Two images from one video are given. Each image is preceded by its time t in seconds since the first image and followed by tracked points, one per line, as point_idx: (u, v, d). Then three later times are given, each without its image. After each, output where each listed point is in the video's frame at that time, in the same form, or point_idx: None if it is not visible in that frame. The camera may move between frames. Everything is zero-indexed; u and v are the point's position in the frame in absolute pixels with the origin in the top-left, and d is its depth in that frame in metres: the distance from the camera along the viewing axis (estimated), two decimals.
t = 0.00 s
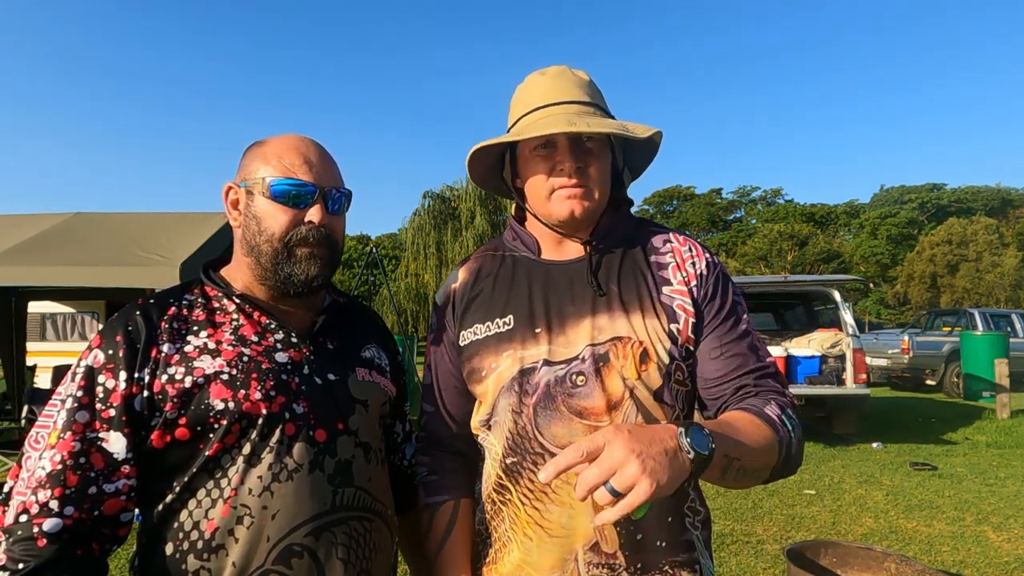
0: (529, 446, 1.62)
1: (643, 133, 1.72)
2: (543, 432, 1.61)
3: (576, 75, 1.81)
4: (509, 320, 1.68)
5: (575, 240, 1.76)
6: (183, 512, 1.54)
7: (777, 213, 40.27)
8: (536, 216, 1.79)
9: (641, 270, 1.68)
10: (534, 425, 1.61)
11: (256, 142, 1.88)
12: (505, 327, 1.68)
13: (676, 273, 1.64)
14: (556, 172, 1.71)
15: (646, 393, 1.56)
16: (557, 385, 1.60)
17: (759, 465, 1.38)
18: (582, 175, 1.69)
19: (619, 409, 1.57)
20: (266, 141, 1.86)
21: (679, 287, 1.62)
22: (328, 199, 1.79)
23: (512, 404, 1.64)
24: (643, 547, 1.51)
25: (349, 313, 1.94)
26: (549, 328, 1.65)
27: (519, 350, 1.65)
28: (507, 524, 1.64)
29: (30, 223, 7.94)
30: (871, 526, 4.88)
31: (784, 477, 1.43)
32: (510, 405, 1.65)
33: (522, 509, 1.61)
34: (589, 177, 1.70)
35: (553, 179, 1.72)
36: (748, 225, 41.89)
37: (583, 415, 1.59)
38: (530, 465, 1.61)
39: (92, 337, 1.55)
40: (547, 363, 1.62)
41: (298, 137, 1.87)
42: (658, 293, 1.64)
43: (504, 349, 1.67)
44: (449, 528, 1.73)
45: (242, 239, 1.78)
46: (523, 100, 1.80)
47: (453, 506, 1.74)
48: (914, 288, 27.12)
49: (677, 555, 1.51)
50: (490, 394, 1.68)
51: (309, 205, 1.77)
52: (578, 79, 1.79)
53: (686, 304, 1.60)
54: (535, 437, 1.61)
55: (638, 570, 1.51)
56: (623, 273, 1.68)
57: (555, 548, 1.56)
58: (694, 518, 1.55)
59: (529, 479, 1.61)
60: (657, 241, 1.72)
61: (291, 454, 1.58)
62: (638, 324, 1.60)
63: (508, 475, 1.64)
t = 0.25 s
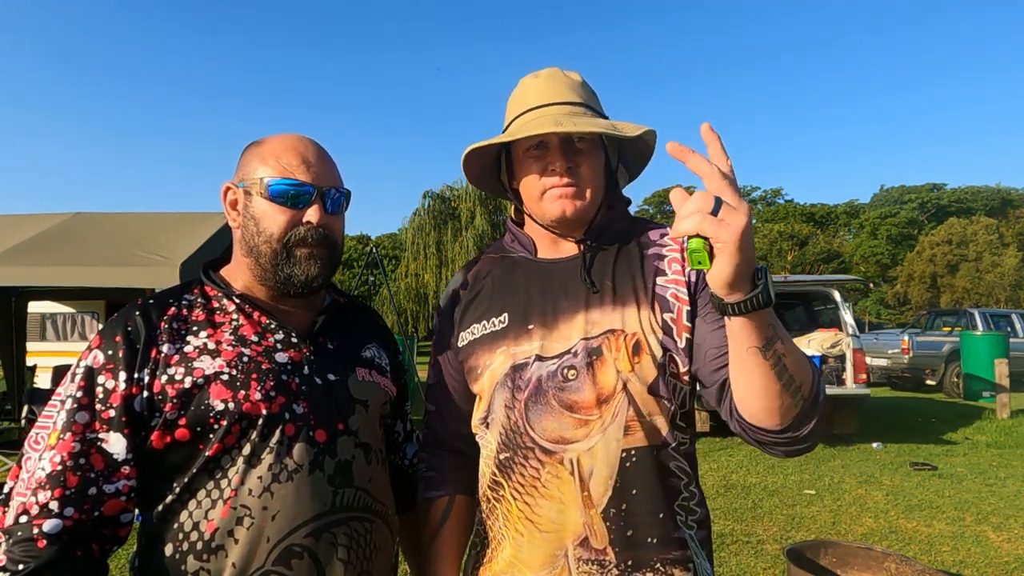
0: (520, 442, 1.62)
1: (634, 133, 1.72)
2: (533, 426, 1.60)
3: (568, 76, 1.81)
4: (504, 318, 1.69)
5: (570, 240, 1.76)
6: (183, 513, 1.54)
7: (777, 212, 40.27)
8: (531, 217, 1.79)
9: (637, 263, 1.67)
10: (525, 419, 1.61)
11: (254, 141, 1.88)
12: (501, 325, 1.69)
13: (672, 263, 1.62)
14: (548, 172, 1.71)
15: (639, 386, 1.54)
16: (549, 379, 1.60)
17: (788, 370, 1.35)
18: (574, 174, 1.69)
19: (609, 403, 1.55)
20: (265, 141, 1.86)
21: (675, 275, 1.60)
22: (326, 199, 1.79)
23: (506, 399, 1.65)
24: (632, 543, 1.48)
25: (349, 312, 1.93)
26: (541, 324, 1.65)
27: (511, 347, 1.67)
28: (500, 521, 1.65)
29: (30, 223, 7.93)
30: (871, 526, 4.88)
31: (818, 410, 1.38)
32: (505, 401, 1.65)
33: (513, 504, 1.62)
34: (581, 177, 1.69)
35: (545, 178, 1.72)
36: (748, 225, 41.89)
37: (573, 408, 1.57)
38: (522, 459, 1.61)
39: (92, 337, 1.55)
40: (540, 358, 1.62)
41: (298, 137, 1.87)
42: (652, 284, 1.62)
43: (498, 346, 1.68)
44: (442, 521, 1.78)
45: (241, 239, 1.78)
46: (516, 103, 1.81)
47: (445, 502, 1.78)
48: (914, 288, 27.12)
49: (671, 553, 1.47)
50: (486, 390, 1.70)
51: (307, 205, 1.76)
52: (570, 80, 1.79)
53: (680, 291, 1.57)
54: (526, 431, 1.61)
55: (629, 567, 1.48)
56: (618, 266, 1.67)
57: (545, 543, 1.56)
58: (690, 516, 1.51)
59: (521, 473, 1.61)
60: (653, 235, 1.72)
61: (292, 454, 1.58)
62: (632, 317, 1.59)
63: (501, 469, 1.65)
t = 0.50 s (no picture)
0: (520, 441, 1.62)
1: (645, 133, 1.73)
2: (532, 426, 1.60)
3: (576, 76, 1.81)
4: (505, 319, 1.70)
5: (576, 238, 1.78)
6: (183, 512, 1.54)
7: (777, 212, 40.26)
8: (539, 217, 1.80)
9: (639, 264, 1.66)
10: (524, 419, 1.62)
11: (251, 142, 1.88)
12: (502, 325, 1.70)
13: (673, 266, 1.61)
14: (560, 173, 1.71)
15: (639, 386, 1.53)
16: (548, 379, 1.60)
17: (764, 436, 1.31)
18: (587, 175, 1.69)
19: (609, 402, 1.54)
20: (261, 141, 1.86)
21: (676, 278, 1.59)
22: (322, 199, 1.79)
23: (506, 399, 1.65)
24: (629, 544, 1.48)
25: (349, 312, 1.94)
26: (542, 324, 1.65)
27: (512, 347, 1.67)
28: (500, 520, 1.66)
29: (30, 223, 7.93)
30: (871, 526, 4.88)
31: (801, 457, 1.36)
32: (505, 401, 1.65)
33: (513, 503, 1.62)
34: (594, 178, 1.70)
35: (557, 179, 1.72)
36: (748, 225, 41.89)
37: (572, 408, 1.57)
38: (521, 458, 1.61)
39: (91, 337, 1.55)
40: (540, 357, 1.62)
41: (293, 137, 1.87)
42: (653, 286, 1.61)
43: (499, 346, 1.69)
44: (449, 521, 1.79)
45: (239, 240, 1.78)
46: (525, 102, 1.80)
47: (451, 501, 1.79)
48: (914, 288, 27.12)
49: (668, 554, 1.47)
50: (488, 390, 1.70)
51: (302, 205, 1.76)
52: (578, 81, 1.79)
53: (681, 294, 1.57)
54: (525, 431, 1.61)
55: (626, 568, 1.48)
56: (619, 267, 1.66)
57: (542, 543, 1.56)
58: (690, 517, 1.51)
59: (520, 473, 1.61)
60: (654, 236, 1.70)
61: (292, 453, 1.58)
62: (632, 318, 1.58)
63: (502, 470, 1.65)
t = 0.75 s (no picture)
0: (520, 443, 1.62)
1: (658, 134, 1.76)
2: (532, 428, 1.61)
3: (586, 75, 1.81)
4: (505, 320, 1.71)
5: (577, 236, 1.78)
6: (183, 511, 1.54)
7: (777, 213, 40.26)
8: (547, 213, 1.79)
9: (638, 266, 1.65)
10: (525, 421, 1.62)
11: (246, 143, 1.88)
12: (501, 327, 1.70)
13: (673, 269, 1.61)
14: (580, 170, 1.70)
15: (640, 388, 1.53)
16: (548, 381, 1.60)
17: (760, 454, 1.33)
18: (606, 174, 1.70)
19: (609, 404, 1.55)
20: (255, 142, 1.86)
21: (676, 281, 1.59)
22: (314, 198, 1.79)
23: (506, 400, 1.65)
24: (630, 546, 1.48)
25: (349, 311, 1.93)
26: (542, 326, 1.65)
27: (513, 348, 1.67)
28: (501, 522, 1.66)
29: (30, 223, 7.93)
30: (871, 526, 4.88)
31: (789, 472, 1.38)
32: (506, 403, 1.65)
33: (514, 505, 1.62)
34: (611, 176, 1.71)
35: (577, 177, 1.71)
36: (748, 225, 41.89)
37: (571, 410, 1.57)
38: (522, 460, 1.62)
39: (89, 337, 1.55)
40: (540, 359, 1.62)
41: (287, 136, 1.86)
42: (653, 289, 1.61)
43: (500, 348, 1.69)
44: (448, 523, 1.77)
45: (233, 241, 1.79)
46: (538, 98, 1.78)
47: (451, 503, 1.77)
48: (914, 288, 27.11)
49: (667, 557, 1.46)
50: (488, 392, 1.70)
51: (292, 204, 1.76)
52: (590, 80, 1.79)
53: (682, 297, 1.57)
54: (526, 433, 1.61)
55: (626, 570, 1.47)
56: (617, 268, 1.66)
57: (543, 544, 1.56)
58: (690, 519, 1.50)
59: (520, 475, 1.61)
60: (655, 238, 1.70)
61: (292, 452, 1.58)
62: (634, 320, 1.58)
63: (502, 472, 1.66)
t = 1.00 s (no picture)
0: (521, 443, 1.63)
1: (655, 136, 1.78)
2: (533, 428, 1.61)
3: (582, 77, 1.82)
4: (503, 322, 1.70)
5: (573, 236, 1.78)
6: (183, 511, 1.54)
7: (777, 213, 40.25)
8: (545, 213, 1.78)
9: (636, 264, 1.66)
10: (526, 421, 1.62)
11: (245, 143, 1.88)
12: (499, 329, 1.70)
13: (668, 265, 1.62)
14: (580, 170, 1.71)
15: (640, 386, 1.53)
16: (549, 381, 1.61)
17: (796, 413, 1.37)
18: (605, 174, 1.71)
19: (610, 403, 1.55)
20: (255, 142, 1.86)
21: (671, 277, 1.60)
22: (315, 199, 1.79)
23: (506, 401, 1.66)
24: (633, 543, 1.47)
25: (348, 311, 1.93)
26: (541, 326, 1.65)
27: (512, 350, 1.67)
28: (502, 523, 1.66)
29: (30, 223, 7.94)
30: (871, 526, 4.88)
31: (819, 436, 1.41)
32: (506, 404, 1.66)
33: (515, 505, 1.62)
34: (611, 176, 1.72)
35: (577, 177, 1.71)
36: (748, 225, 41.88)
37: (573, 409, 1.58)
38: (523, 460, 1.62)
39: (89, 336, 1.55)
40: (540, 360, 1.62)
41: (287, 136, 1.86)
42: (650, 286, 1.61)
43: (498, 350, 1.69)
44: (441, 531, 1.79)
45: (231, 241, 1.79)
46: (538, 97, 1.78)
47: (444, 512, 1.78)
48: (914, 288, 27.10)
49: (671, 552, 1.45)
50: (486, 394, 1.70)
51: (293, 204, 1.76)
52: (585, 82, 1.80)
53: (677, 292, 1.58)
54: (527, 433, 1.62)
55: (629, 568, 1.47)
56: (615, 266, 1.67)
57: (546, 544, 1.56)
58: (691, 515, 1.50)
59: (522, 474, 1.61)
60: (648, 236, 1.72)
61: (291, 452, 1.58)
62: (632, 318, 1.58)
63: (502, 473, 1.66)
